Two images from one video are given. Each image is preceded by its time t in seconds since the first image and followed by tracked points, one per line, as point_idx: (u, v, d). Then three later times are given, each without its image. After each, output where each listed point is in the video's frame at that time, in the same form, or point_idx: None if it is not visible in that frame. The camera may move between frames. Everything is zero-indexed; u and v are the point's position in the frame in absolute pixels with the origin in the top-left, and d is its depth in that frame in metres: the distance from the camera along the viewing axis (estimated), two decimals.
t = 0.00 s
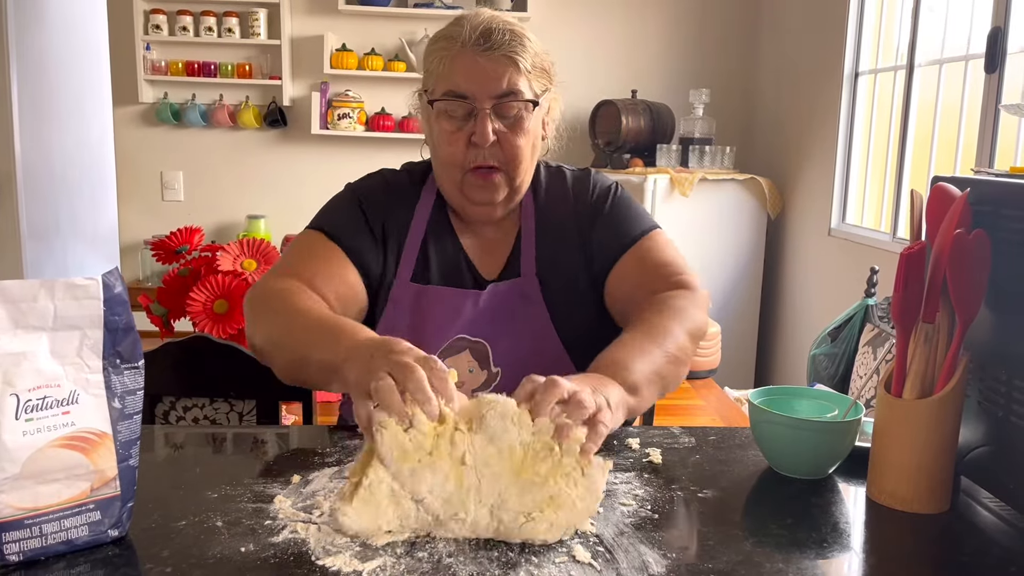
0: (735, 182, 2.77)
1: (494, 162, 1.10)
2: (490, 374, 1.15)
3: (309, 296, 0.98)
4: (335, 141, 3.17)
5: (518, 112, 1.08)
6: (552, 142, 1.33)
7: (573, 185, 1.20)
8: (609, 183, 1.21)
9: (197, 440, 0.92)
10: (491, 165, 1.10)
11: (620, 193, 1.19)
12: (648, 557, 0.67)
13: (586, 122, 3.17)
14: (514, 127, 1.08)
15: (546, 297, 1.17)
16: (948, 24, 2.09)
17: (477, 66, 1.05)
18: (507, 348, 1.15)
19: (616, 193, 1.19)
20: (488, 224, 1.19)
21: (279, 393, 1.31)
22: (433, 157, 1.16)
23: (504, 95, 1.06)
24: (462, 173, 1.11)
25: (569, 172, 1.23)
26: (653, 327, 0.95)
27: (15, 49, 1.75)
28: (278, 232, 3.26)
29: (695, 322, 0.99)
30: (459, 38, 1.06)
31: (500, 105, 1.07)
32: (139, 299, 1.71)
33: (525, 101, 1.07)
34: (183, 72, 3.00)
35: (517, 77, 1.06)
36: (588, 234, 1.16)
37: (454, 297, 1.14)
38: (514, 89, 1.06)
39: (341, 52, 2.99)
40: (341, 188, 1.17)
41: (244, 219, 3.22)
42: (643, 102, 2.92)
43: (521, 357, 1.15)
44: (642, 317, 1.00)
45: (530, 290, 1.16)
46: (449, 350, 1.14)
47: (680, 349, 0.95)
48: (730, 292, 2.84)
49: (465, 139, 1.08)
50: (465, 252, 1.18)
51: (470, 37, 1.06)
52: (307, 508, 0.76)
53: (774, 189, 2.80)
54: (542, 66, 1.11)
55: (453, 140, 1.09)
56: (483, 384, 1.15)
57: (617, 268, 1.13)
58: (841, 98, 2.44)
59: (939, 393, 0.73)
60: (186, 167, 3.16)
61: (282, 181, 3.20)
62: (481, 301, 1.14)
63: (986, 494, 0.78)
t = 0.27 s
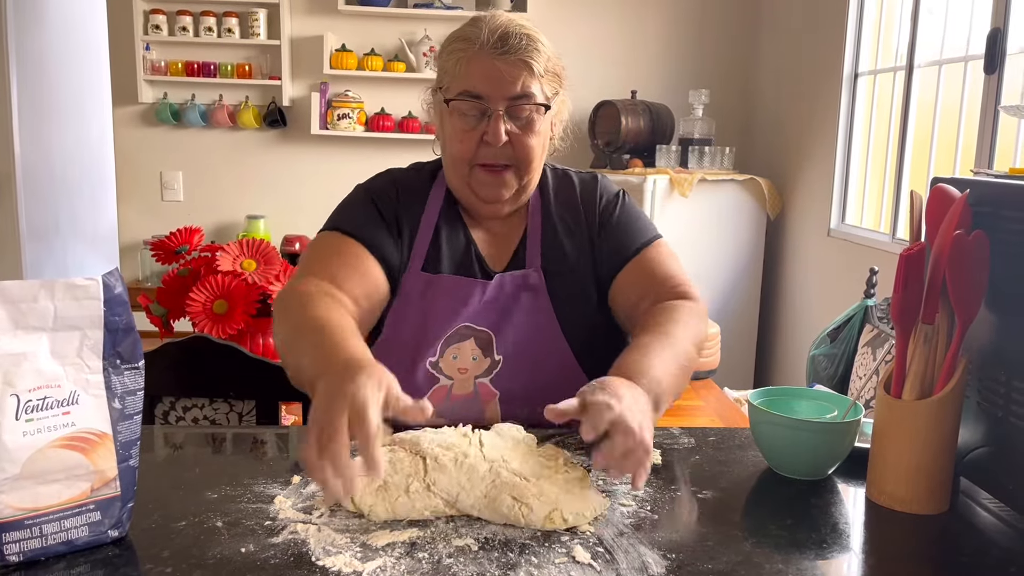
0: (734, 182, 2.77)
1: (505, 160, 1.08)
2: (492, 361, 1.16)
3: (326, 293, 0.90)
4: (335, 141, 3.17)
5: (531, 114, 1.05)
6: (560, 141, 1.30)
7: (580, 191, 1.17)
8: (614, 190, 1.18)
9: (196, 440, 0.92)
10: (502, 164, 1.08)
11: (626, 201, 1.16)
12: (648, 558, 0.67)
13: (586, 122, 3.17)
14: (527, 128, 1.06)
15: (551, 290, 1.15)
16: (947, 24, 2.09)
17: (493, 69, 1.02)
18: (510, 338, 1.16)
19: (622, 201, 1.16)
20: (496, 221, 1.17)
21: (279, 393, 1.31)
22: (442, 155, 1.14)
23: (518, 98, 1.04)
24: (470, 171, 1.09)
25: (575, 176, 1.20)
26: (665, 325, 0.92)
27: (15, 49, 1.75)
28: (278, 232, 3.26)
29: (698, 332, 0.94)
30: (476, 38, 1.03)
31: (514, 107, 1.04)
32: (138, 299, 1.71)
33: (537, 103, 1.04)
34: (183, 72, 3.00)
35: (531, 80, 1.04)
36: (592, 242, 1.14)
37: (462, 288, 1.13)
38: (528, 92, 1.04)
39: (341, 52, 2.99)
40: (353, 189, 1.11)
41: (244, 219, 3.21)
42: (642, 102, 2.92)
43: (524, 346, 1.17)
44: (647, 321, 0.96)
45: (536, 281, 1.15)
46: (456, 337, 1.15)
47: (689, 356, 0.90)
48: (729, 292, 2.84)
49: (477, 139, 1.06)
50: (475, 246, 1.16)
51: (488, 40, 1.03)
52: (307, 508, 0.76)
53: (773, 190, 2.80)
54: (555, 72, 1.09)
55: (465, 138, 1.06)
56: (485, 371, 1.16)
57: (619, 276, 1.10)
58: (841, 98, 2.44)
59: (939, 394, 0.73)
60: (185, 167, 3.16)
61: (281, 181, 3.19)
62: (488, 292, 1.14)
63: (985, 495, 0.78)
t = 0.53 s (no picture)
0: (734, 183, 2.77)
1: (512, 163, 1.10)
2: (493, 353, 1.14)
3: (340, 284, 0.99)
4: (335, 141, 3.17)
5: (538, 118, 1.08)
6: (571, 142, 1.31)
7: (586, 194, 1.18)
8: (623, 192, 1.19)
9: (196, 440, 0.92)
10: (509, 165, 1.10)
11: (633, 204, 1.16)
12: (647, 557, 0.67)
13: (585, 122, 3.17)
14: (535, 131, 1.08)
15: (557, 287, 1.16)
16: (947, 25, 2.09)
17: (502, 73, 1.06)
18: (513, 330, 1.15)
19: (628, 203, 1.16)
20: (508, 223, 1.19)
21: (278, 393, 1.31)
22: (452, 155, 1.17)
23: (526, 101, 1.07)
24: (479, 171, 1.12)
25: (586, 178, 1.22)
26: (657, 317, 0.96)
27: (15, 49, 1.75)
28: (278, 232, 3.26)
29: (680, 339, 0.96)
30: (486, 43, 1.07)
31: (522, 111, 1.07)
32: (139, 300, 1.72)
33: (545, 107, 1.07)
34: (182, 72, 3.00)
35: (539, 84, 1.07)
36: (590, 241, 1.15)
37: (468, 278, 1.14)
38: (536, 96, 1.07)
39: (341, 52, 2.99)
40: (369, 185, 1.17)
41: (243, 219, 3.22)
42: (642, 102, 2.92)
43: (526, 340, 1.15)
44: (632, 325, 0.98)
45: (541, 276, 1.16)
46: (458, 328, 1.14)
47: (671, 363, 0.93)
48: (729, 292, 2.84)
49: (485, 141, 1.09)
50: (481, 241, 1.18)
51: (496, 44, 1.06)
52: (307, 508, 0.76)
53: (773, 190, 2.80)
54: (565, 76, 1.12)
55: (473, 140, 1.10)
56: (486, 363, 1.14)
57: (612, 279, 1.11)
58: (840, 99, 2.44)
59: (938, 394, 0.73)
60: (185, 167, 3.16)
61: (281, 181, 3.19)
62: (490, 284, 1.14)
63: (983, 494, 0.79)
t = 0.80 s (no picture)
0: (733, 184, 2.77)
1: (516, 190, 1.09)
2: (496, 365, 1.14)
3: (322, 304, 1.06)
4: (334, 142, 3.17)
5: (541, 146, 1.05)
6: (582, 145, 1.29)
7: (598, 191, 1.16)
8: (634, 187, 1.17)
9: (195, 441, 0.92)
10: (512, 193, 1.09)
11: (648, 198, 1.15)
12: (644, 558, 0.67)
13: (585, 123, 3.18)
14: (537, 159, 1.06)
15: (562, 294, 1.14)
16: (946, 26, 2.10)
17: (503, 105, 1.01)
18: (516, 340, 1.14)
19: (643, 198, 1.15)
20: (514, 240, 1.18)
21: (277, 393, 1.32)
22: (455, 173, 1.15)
23: (528, 132, 1.04)
24: (482, 197, 1.10)
25: (595, 176, 1.19)
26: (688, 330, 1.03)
27: (15, 50, 1.75)
28: (277, 233, 3.26)
29: (713, 343, 1.03)
30: (486, 72, 1.01)
31: (524, 141, 1.04)
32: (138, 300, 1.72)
33: (548, 137, 1.04)
34: (182, 73, 3.00)
35: (542, 114, 1.03)
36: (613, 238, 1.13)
37: (470, 290, 1.13)
38: (539, 126, 1.03)
39: (340, 53, 2.99)
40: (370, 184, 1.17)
41: (243, 220, 3.22)
42: (641, 103, 2.93)
43: (528, 351, 1.14)
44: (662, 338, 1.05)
45: (547, 288, 1.13)
46: (458, 338, 1.14)
47: (686, 371, 1.01)
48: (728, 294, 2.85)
49: (487, 172, 1.06)
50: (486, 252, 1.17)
51: (496, 74, 1.01)
52: (304, 508, 0.76)
53: (772, 191, 2.80)
54: (570, 95, 1.08)
55: (475, 170, 1.07)
56: (488, 375, 1.14)
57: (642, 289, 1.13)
58: (840, 99, 2.44)
59: (934, 395, 0.74)
60: (185, 168, 3.17)
61: (280, 182, 3.20)
62: (491, 295, 1.13)
63: (982, 496, 0.79)
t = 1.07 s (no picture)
0: (733, 185, 2.77)
1: (510, 206, 0.99)
2: (494, 383, 1.05)
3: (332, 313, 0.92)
4: (334, 143, 3.17)
5: (538, 157, 0.96)
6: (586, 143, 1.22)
7: (590, 182, 1.07)
8: (628, 181, 1.08)
9: (195, 441, 0.92)
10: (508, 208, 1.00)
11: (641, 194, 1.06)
12: (643, 558, 0.67)
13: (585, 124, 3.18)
14: (535, 172, 0.97)
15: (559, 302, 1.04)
16: (945, 28, 2.10)
17: (496, 115, 0.93)
18: (514, 358, 1.04)
19: (637, 194, 1.05)
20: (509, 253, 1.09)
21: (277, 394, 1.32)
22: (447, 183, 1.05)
23: (524, 143, 0.95)
24: (474, 211, 1.01)
25: (590, 171, 1.10)
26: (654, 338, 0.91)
27: (15, 50, 1.75)
28: (277, 233, 3.27)
29: (675, 356, 0.92)
30: (479, 80, 0.92)
31: (518, 153, 0.95)
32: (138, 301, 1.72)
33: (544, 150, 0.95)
34: (182, 74, 3.01)
35: (538, 123, 0.94)
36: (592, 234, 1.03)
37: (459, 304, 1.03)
38: (535, 138, 0.94)
39: (340, 54, 2.99)
40: (365, 180, 1.07)
41: (243, 221, 3.22)
42: (641, 104, 2.93)
43: (530, 364, 1.04)
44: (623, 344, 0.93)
45: (542, 295, 1.03)
46: (456, 354, 1.04)
47: (655, 390, 0.90)
48: (728, 295, 2.85)
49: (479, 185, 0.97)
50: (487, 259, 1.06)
51: (490, 82, 0.92)
52: (304, 508, 0.76)
53: (772, 192, 2.81)
54: (569, 104, 0.98)
55: (467, 183, 0.98)
56: (487, 394, 1.05)
57: (614, 287, 1.01)
58: (840, 101, 2.44)
59: (933, 395, 0.74)
60: (185, 169, 3.17)
61: (280, 182, 3.20)
62: (489, 308, 1.03)
63: (980, 496, 0.79)
